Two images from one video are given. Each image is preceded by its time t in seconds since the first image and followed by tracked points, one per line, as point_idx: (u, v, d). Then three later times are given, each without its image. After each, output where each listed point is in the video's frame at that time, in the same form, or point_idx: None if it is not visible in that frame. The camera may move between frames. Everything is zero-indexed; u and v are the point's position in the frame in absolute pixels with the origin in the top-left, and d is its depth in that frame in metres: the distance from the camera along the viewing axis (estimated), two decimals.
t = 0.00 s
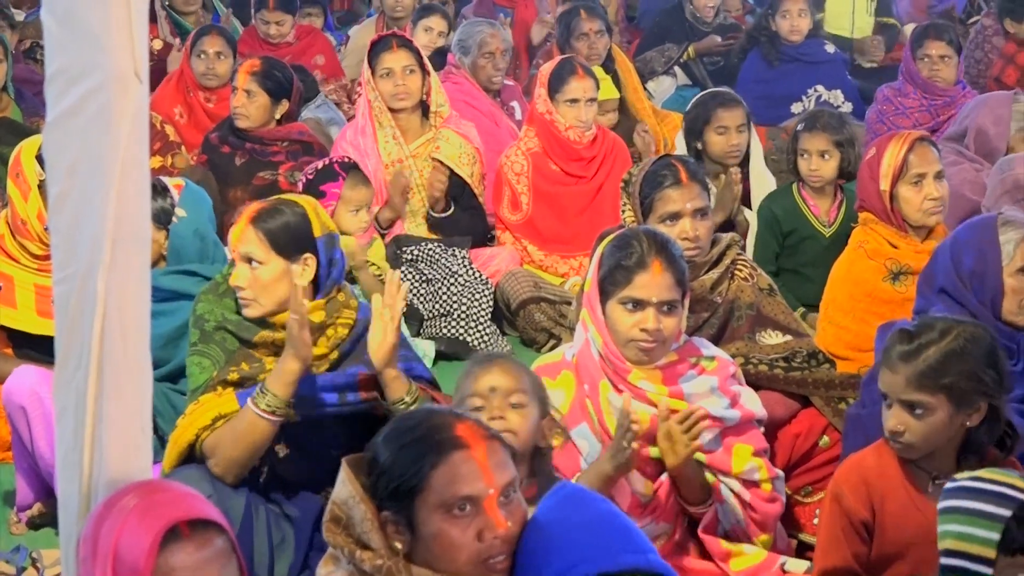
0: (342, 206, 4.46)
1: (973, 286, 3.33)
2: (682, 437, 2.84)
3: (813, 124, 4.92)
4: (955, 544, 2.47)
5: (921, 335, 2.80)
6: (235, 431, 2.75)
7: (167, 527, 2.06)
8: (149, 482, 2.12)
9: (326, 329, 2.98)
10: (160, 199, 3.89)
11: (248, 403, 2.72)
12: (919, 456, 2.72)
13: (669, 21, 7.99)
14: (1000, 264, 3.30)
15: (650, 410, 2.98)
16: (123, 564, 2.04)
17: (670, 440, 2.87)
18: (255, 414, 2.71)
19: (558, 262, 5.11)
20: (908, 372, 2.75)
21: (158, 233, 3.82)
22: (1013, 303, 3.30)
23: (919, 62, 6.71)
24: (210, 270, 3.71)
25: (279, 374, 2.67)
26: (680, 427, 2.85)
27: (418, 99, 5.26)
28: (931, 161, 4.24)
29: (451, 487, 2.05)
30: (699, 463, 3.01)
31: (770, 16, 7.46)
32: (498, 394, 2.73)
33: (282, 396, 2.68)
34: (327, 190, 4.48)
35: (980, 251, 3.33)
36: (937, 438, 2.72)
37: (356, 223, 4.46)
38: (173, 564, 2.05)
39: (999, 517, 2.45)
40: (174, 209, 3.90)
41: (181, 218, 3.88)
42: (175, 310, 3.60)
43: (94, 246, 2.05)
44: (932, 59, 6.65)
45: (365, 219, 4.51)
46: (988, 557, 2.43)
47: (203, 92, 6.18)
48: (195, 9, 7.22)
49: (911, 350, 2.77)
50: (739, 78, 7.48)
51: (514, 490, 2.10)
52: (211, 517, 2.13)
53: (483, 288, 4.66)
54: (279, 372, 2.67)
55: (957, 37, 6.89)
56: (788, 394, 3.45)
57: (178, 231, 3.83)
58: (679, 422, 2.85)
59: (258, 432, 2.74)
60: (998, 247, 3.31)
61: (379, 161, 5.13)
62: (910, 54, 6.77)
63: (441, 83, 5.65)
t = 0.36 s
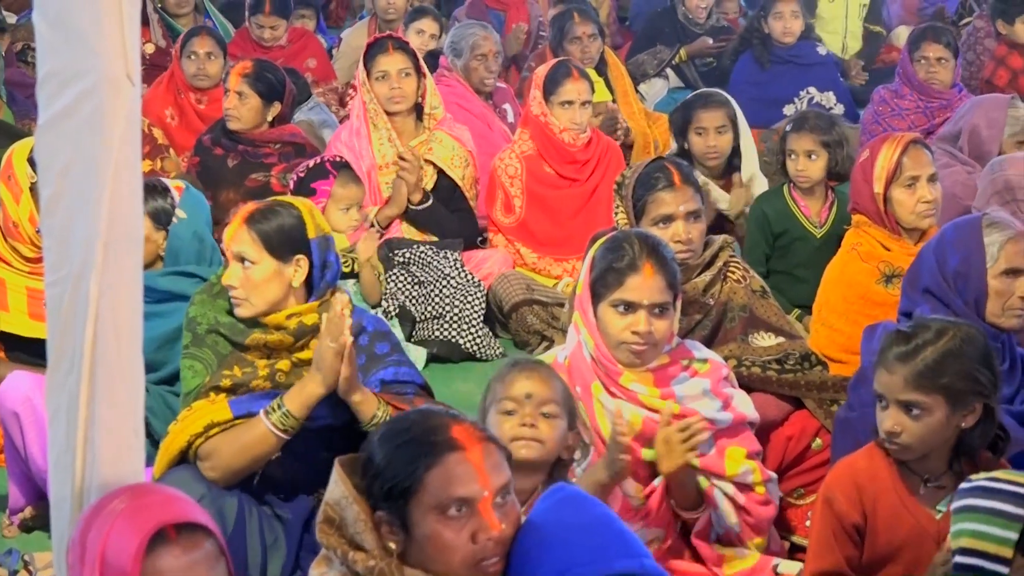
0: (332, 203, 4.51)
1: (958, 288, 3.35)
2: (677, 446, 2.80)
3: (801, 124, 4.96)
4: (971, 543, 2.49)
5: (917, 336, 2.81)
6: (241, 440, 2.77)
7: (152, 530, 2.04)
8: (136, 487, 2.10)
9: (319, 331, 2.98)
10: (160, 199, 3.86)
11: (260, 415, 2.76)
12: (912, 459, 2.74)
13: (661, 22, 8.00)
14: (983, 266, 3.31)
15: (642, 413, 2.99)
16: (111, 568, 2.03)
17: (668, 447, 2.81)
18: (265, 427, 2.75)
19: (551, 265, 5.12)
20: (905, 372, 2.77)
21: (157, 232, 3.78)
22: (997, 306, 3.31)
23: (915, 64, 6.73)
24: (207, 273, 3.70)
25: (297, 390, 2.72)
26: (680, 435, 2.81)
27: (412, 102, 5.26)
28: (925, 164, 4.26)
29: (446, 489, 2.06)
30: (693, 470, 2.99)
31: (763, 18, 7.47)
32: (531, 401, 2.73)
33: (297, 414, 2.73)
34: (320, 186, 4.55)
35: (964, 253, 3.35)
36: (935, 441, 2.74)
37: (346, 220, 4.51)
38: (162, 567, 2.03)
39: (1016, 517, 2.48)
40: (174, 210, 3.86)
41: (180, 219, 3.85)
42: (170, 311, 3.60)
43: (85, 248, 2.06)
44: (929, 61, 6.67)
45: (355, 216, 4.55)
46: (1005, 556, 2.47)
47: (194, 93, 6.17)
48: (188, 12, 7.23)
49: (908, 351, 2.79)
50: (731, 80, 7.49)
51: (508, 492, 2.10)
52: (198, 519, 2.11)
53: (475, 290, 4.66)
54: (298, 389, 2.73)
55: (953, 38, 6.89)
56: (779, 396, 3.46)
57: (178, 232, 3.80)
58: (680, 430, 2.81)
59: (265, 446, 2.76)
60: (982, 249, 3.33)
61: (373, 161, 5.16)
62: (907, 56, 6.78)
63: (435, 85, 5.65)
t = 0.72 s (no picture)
0: (319, 202, 4.47)
1: (947, 290, 3.36)
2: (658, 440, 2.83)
3: (789, 124, 4.97)
4: (964, 545, 2.49)
5: (910, 337, 2.83)
6: (225, 434, 2.77)
7: (128, 532, 2.08)
8: (116, 485, 2.14)
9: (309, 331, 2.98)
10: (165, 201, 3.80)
11: (239, 408, 2.75)
12: (906, 459, 2.74)
13: (651, 25, 8.01)
14: (973, 268, 3.33)
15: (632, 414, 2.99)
16: (86, 570, 2.06)
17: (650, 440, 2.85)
18: (245, 420, 2.75)
19: (539, 266, 5.11)
20: (900, 372, 2.77)
21: (161, 237, 3.75)
22: (987, 307, 3.33)
23: (903, 64, 6.77)
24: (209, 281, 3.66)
25: (274, 382, 2.72)
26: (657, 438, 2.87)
27: (399, 104, 5.26)
28: (913, 164, 4.26)
29: (440, 491, 2.06)
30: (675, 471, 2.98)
31: (751, 19, 7.48)
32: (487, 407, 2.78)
33: (274, 404, 2.73)
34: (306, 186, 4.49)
35: (953, 255, 3.35)
36: (929, 442, 2.75)
37: (332, 221, 4.47)
38: (138, 568, 2.08)
39: (1010, 519, 2.49)
40: (180, 215, 3.80)
41: (185, 226, 3.79)
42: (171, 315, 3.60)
43: (74, 252, 2.05)
44: (915, 61, 6.72)
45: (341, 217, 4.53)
46: (997, 557, 2.47)
47: (182, 95, 6.16)
48: (176, 13, 7.21)
49: (902, 352, 2.80)
50: (721, 81, 7.50)
51: (502, 495, 2.11)
52: (175, 521, 2.16)
53: (464, 292, 4.67)
54: (272, 380, 2.73)
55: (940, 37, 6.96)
56: (770, 396, 3.46)
57: (183, 239, 3.74)
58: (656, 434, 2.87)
59: (249, 439, 2.77)
60: (970, 250, 3.34)
61: (361, 163, 5.14)
62: (894, 57, 6.82)
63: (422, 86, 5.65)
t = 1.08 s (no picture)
0: (305, 212, 4.46)
1: (935, 290, 3.37)
2: (682, 431, 2.83)
3: (777, 124, 4.98)
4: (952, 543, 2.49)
5: (906, 333, 2.85)
6: (216, 447, 2.79)
7: (109, 540, 2.08)
8: (104, 489, 2.14)
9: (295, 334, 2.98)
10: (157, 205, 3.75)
11: (236, 421, 2.78)
12: (915, 455, 2.77)
13: (637, 26, 8.01)
14: (960, 269, 3.34)
15: (620, 415, 3.01)
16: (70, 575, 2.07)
17: (667, 435, 2.86)
18: (241, 432, 2.77)
19: (527, 268, 5.12)
20: (908, 365, 2.79)
21: (156, 245, 3.71)
22: (974, 308, 3.34)
23: (882, 63, 6.78)
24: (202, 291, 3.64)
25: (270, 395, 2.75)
26: (683, 421, 2.84)
27: (387, 106, 5.26)
28: (902, 164, 4.28)
29: (428, 488, 2.06)
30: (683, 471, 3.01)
31: (738, 20, 7.50)
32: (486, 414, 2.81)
33: (273, 419, 2.76)
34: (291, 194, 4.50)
35: (942, 256, 3.36)
36: (933, 432, 2.79)
37: (317, 229, 4.44)
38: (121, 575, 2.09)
39: (994, 514, 2.48)
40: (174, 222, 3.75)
41: (180, 233, 3.75)
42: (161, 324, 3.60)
43: (62, 252, 2.05)
44: (893, 59, 6.73)
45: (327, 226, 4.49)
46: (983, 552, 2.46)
47: (170, 95, 6.15)
48: (164, 13, 7.18)
49: (904, 346, 2.82)
50: (708, 82, 7.51)
51: (489, 492, 2.11)
52: (160, 527, 2.16)
53: (451, 292, 4.67)
54: (273, 395, 2.75)
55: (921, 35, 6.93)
56: (757, 398, 3.48)
57: (178, 247, 3.71)
58: (682, 416, 2.84)
59: (241, 451, 2.79)
60: (958, 250, 3.35)
61: (350, 165, 5.15)
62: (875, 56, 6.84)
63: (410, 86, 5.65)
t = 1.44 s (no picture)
0: (287, 211, 4.49)
1: (920, 291, 3.38)
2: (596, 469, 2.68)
3: (763, 125, 4.98)
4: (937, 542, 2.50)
5: (886, 330, 2.88)
6: (202, 449, 2.79)
7: (91, 540, 2.07)
8: (90, 491, 2.14)
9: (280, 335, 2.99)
10: (140, 207, 3.72)
11: (225, 420, 2.76)
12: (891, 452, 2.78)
13: (623, 27, 8.02)
14: (946, 270, 3.34)
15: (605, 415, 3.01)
16: None
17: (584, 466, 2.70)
18: (231, 431, 2.75)
19: (513, 267, 5.11)
20: (883, 361, 2.82)
21: (141, 249, 3.68)
22: (960, 309, 3.35)
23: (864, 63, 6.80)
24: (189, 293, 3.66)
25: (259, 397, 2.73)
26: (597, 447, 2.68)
27: (371, 106, 5.25)
28: (890, 164, 4.29)
29: (414, 491, 2.07)
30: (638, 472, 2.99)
31: (724, 21, 7.51)
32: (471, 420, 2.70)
33: (261, 419, 2.74)
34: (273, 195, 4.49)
35: (927, 256, 3.37)
36: (910, 431, 2.80)
37: (300, 229, 4.49)
38: None
39: (981, 512, 2.47)
40: (158, 225, 3.73)
41: (165, 237, 3.74)
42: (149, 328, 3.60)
43: (48, 254, 2.05)
44: (875, 59, 6.74)
45: (311, 225, 4.54)
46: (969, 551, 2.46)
47: (156, 96, 6.14)
48: (149, 15, 7.16)
49: (882, 342, 2.85)
50: (695, 82, 7.53)
51: (476, 495, 2.11)
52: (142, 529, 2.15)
53: (437, 292, 4.66)
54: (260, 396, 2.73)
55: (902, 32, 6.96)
56: (744, 396, 3.49)
57: (162, 251, 3.70)
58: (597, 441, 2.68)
59: (230, 451, 2.78)
60: (944, 250, 3.36)
61: (335, 166, 5.16)
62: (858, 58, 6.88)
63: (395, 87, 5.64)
